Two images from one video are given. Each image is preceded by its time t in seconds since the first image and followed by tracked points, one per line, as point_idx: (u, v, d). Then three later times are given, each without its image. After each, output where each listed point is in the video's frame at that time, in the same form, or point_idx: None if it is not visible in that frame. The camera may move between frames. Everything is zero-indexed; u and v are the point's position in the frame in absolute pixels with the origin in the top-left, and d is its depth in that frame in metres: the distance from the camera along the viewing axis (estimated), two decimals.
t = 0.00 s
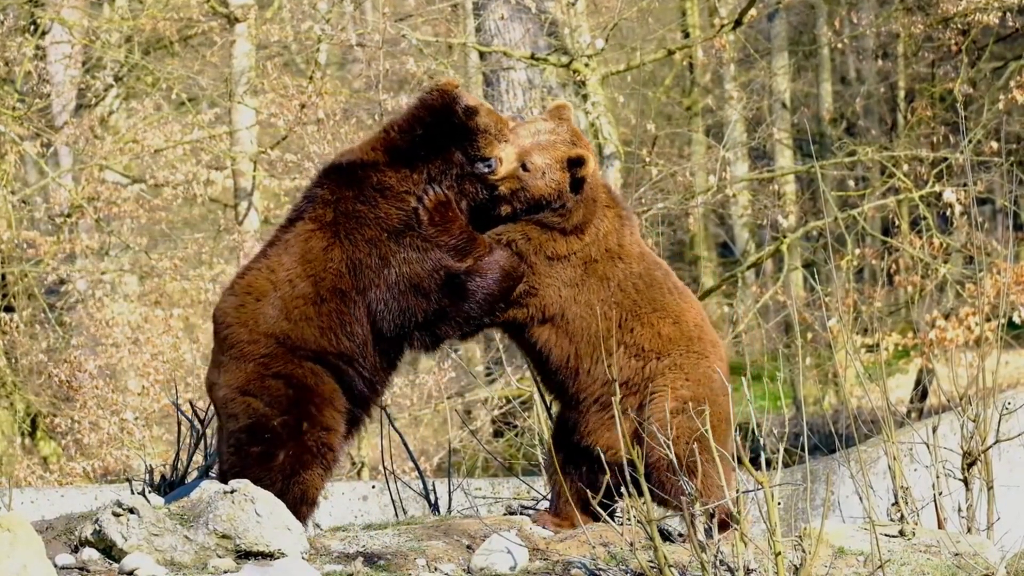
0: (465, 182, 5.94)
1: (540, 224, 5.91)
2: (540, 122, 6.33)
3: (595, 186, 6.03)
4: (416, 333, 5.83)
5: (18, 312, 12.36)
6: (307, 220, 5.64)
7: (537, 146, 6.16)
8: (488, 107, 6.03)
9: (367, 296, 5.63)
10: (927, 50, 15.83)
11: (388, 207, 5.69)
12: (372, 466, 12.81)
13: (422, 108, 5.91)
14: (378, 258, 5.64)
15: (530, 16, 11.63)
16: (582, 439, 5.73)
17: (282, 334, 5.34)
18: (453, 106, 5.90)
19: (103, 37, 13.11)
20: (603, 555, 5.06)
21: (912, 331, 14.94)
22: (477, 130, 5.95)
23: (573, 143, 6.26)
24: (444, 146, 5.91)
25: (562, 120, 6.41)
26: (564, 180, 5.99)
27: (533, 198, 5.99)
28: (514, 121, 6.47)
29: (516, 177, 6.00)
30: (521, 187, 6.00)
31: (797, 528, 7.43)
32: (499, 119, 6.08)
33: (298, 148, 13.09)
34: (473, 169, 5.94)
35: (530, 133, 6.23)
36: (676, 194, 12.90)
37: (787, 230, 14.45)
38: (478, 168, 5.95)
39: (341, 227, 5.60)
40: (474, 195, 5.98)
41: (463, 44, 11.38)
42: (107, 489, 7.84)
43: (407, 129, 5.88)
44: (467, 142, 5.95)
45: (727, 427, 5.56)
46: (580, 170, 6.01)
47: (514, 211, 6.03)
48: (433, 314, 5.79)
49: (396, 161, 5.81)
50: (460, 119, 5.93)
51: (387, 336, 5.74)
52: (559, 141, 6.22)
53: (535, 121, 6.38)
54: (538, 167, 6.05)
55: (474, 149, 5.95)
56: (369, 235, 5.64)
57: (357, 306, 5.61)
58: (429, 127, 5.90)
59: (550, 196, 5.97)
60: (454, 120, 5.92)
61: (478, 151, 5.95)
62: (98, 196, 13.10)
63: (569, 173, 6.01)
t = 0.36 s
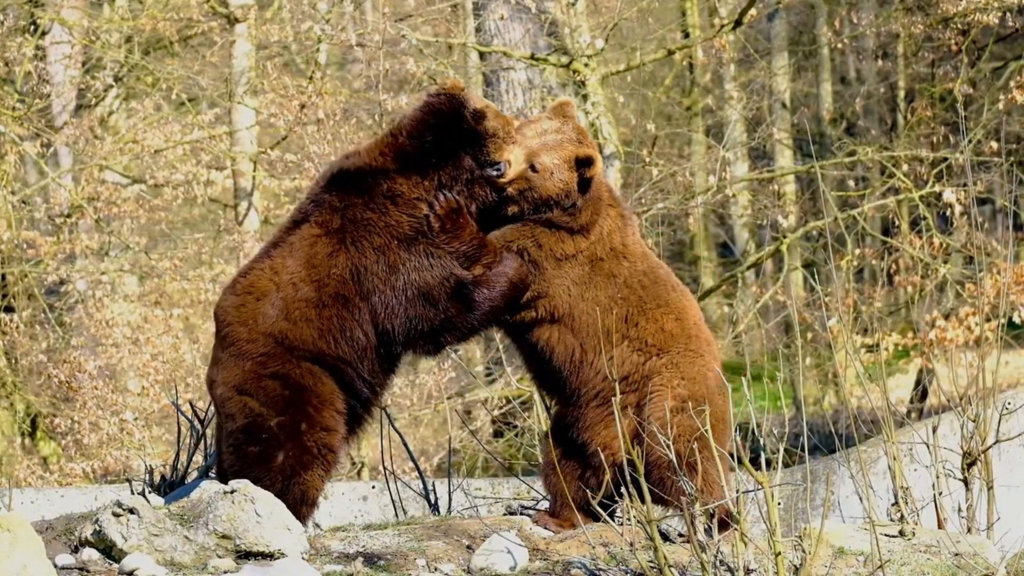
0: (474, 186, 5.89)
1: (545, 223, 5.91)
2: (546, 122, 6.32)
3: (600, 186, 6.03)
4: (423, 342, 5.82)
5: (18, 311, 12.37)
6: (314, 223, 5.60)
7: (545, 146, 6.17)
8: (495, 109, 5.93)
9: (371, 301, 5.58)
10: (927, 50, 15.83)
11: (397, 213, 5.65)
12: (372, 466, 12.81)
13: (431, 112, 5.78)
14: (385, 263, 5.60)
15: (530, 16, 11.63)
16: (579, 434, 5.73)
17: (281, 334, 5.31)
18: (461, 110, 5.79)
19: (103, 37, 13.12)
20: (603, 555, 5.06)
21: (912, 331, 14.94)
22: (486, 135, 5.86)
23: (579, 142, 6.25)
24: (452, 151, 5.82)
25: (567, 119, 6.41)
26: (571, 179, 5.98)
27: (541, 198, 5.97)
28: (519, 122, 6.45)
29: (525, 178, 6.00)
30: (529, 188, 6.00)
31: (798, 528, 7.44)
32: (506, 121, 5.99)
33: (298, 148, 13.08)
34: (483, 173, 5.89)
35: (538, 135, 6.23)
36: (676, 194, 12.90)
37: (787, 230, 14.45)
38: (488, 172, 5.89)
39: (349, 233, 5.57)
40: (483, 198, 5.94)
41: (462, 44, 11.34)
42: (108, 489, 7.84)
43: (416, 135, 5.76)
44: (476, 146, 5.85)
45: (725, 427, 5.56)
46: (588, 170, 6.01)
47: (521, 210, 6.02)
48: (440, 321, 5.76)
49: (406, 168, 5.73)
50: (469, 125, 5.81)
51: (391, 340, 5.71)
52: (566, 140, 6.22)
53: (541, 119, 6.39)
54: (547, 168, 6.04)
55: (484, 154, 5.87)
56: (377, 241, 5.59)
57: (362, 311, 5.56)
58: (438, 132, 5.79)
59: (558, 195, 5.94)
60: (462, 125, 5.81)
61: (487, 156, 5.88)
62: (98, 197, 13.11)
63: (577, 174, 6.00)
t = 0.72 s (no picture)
0: (486, 188, 5.78)
1: (551, 223, 5.87)
2: (553, 119, 6.24)
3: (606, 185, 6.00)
4: (431, 348, 5.72)
5: (18, 312, 12.38)
6: (325, 226, 5.48)
7: (555, 147, 6.05)
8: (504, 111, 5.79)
9: (379, 307, 5.50)
10: (927, 50, 15.82)
11: (411, 218, 5.56)
12: (372, 466, 12.81)
13: (441, 115, 5.68)
14: (397, 269, 5.51)
15: (530, 16, 11.65)
16: (578, 431, 5.73)
17: (282, 337, 5.21)
18: (472, 114, 5.68)
19: (103, 37, 13.13)
20: (603, 555, 5.07)
21: (911, 331, 14.96)
22: (498, 139, 5.76)
23: (588, 138, 6.18)
24: (465, 154, 5.72)
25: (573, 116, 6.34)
26: (581, 179, 5.91)
27: (551, 197, 5.90)
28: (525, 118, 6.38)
29: (536, 179, 5.91)
30: (540, 189, 5.91)
31: (798, 528, 7.45)
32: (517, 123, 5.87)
33: (298, 149, 13.08)
34: (496, 176, 5.79)
35: (547, 132, 6.15)
36: (676, 194, 12.90)
37: (787, 230, 14.45)
38: (501, 176, 5.79)
39: (364, 243, 5.47)
40: (494, 200, 5.84)
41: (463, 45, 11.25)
42: (108, 490, 7.84)
43: (428, 139, 5.67)
44: (488, 150, 5.76)
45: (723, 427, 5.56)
46: (599, 170, 5.95)
47: (531, 210, 5.94)
48: (448, 326, 5.66)
49: (420, 172, 5.64)
50: (481, 128, 5.71)
51: (396, 345, 5.63)
52: (576, 139, 6.12)
53: (549, 117, 6.28)
54: (559, 168, 5.94)
55: (496, 158, 5.77)
56: (390, 247, 5.51)
57: (369, 315, 5.48)
58: (450, 136, 5.70)
59: (568, 196, 5.88)
60: (475, 129, 5.71)
61: (500, 160, 5.77)
62: (98, 197, 13.11)
63: (587, 174, 5.94)
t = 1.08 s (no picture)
0: (497, 189, 5.75)
1: (556, 222, 5.83)
2: (558, 119, 6.21)
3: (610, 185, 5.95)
4: (437, 350, 5.66)
5: (18, 312, 12.39)
6: (336, 222, 5.44)
7: (563, 146, 6.03)
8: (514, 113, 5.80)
9: (387, 306, 5.46)
10: (927, 50, 15.82)
11: (422, 219, 5.52)
12: (372, 466, 12.80)
13: (453, 117, 5.66)
14: (408, 270, 5.47)
15: (529, 16, 11.66)
16: (578, 432, 5.72)
17: (293, 331, 5.20)
18: (483, 115, 5.67)
19: (102, 37, 13.13)
20: (603, 555, 5.07)
21: (911, 331, 14.97)
22: (508, 140, 5.74)
23: (592, 137, 6.14)
24: (476, 155, 5.69)
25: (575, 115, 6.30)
26: (590, 177, 5.87)
27: (560, 195, 5.84)
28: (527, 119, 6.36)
29: (546, 178, 5.89)
30: (548, 188, 5.88)
31: (797, 528, 7.46)
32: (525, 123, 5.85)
33: (297, 149, 13.08)
34: (507, 176, 5.76)
35: (553, 132, 6.11)
36: (676, 194, 12.90)
37: (787, 230, 14.45)
38: (512, 177, 5.77)
39: (373, 240, 5.43)
40: (504, 200, 5.80)
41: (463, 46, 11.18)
42: (108, 490, 7.84)
43: (440, 141, 5.64)
44: (499, 151, 5.73)
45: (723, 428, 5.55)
46: (607, 169, 5.92)
47: (538, 209, 5.88)
48: (455, 328, 5.60)
49: (431, 174, 5.59)
50: (492, 129, 5.69)
51: (402, 345, 5.60)
52: (582, 138, 6.09)
53: (555, 117, 6.26)
54: (568, 167, 5.91)
55: (507, 158, 5.75)
56: (400, 247, 5.47)
57: (376, 315, 5.42)
58: (462, 138, 5.67)
59: (578, 194, 5.82)
60: (485, 130, 5.69)
61: (511, 162, 5.76)
62: (98, 197, 13.11)
63: (597, 171, 5.91)
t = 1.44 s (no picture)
0: (509, 189, 5.69)
1: (565, 218, 5.83)
2: (563, 116, 6.19)
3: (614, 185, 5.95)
4: (444, 352, 5.63)
5: (18, 312, 12.44)
6: (349, 219, 5.43)
7: (573, 145, 6.00)
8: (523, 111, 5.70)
9: (396, 305, 5.43)
10: (926, 50, 15.81)
11: (434, 220, 5.50)
12: (372, 467, 12.79)
13: (464, 117, 5.59)
14: (418, 270, 5.44)
15: (529, 16, 11.60)
16: (578, 432, 5.72)
17: (304, 327, 5.17)
18: (494, 115, 5.60)
19: (102, 37, 13.13)
20: (603, 555, 5.06)
21: (910, 331, 14.99)
22: (518, 140, 5.67)
23: (598, 135, 6.13)
24: (487, 154, 5.64)
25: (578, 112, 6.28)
26: (599, 176, 5.87)
27: (570, 193, 5.82)
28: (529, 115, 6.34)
29: (556, 177, 5.85)
30: (559, 187, 5.85)
31: (797, 528, 7.47)
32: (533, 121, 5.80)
33: (297, 149, 13.08)
34: (520, 176, 5.72)
35: (561, 129, 6.08)
36: (676, 194, 12.90)
37: (787, 230, 14.44)
38: (524, 176, 5.73)
39: (385, 239, 5.41)
40: (516, 201, 5.75)
41: (463, 46, 11.19)
42: (107, 489, 7.83)
43: (451, 141, 5.60)
44: (509, 150, 5.67)
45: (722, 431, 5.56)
46: (616, 166, 5.94)
47: (547, 208, 5.85)
48: (463, 329, 5.57)
49: (442, 174, 5.57)
50: (503, 128, 5.62)
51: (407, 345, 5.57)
52: (589, 136, 6.08)
53: (560, 114, 6.22)
54: (578, 165, 5.89)
55: (518, 157, 5.69)
56: (412, 247, 5.45)
57: (386, 315, 5.39)
58: (473, 139, 5.62)
59: (589, 192, 5.83)
60: (496, 129, 5.62)
61: (524, 161, 5.70)
62: (98, 198, 13.11)
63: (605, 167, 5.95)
